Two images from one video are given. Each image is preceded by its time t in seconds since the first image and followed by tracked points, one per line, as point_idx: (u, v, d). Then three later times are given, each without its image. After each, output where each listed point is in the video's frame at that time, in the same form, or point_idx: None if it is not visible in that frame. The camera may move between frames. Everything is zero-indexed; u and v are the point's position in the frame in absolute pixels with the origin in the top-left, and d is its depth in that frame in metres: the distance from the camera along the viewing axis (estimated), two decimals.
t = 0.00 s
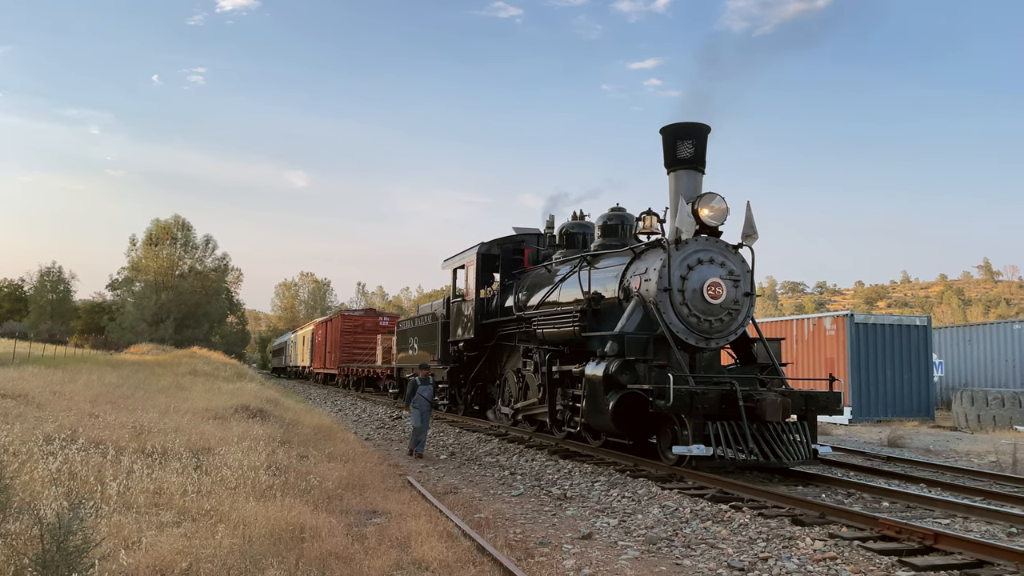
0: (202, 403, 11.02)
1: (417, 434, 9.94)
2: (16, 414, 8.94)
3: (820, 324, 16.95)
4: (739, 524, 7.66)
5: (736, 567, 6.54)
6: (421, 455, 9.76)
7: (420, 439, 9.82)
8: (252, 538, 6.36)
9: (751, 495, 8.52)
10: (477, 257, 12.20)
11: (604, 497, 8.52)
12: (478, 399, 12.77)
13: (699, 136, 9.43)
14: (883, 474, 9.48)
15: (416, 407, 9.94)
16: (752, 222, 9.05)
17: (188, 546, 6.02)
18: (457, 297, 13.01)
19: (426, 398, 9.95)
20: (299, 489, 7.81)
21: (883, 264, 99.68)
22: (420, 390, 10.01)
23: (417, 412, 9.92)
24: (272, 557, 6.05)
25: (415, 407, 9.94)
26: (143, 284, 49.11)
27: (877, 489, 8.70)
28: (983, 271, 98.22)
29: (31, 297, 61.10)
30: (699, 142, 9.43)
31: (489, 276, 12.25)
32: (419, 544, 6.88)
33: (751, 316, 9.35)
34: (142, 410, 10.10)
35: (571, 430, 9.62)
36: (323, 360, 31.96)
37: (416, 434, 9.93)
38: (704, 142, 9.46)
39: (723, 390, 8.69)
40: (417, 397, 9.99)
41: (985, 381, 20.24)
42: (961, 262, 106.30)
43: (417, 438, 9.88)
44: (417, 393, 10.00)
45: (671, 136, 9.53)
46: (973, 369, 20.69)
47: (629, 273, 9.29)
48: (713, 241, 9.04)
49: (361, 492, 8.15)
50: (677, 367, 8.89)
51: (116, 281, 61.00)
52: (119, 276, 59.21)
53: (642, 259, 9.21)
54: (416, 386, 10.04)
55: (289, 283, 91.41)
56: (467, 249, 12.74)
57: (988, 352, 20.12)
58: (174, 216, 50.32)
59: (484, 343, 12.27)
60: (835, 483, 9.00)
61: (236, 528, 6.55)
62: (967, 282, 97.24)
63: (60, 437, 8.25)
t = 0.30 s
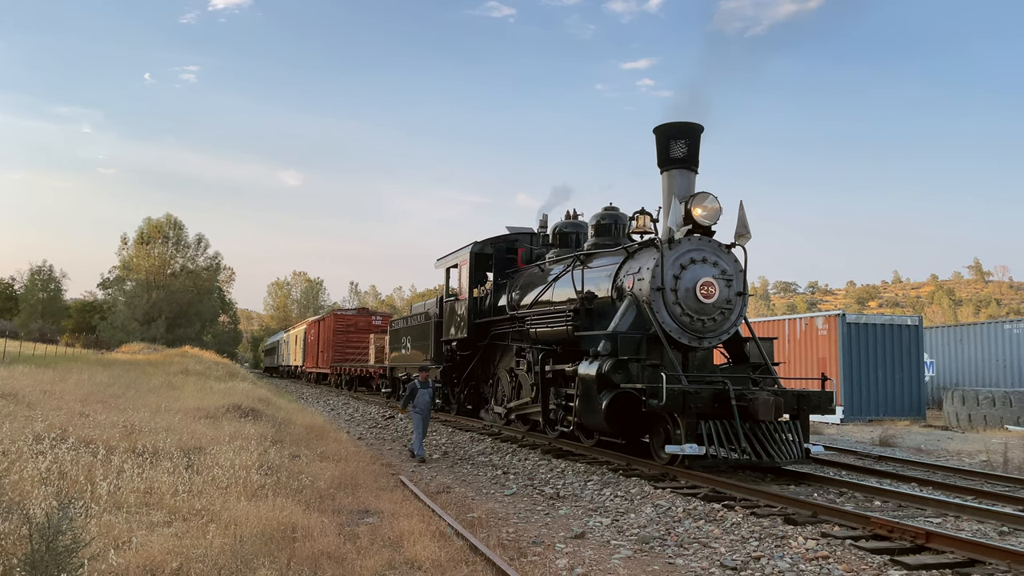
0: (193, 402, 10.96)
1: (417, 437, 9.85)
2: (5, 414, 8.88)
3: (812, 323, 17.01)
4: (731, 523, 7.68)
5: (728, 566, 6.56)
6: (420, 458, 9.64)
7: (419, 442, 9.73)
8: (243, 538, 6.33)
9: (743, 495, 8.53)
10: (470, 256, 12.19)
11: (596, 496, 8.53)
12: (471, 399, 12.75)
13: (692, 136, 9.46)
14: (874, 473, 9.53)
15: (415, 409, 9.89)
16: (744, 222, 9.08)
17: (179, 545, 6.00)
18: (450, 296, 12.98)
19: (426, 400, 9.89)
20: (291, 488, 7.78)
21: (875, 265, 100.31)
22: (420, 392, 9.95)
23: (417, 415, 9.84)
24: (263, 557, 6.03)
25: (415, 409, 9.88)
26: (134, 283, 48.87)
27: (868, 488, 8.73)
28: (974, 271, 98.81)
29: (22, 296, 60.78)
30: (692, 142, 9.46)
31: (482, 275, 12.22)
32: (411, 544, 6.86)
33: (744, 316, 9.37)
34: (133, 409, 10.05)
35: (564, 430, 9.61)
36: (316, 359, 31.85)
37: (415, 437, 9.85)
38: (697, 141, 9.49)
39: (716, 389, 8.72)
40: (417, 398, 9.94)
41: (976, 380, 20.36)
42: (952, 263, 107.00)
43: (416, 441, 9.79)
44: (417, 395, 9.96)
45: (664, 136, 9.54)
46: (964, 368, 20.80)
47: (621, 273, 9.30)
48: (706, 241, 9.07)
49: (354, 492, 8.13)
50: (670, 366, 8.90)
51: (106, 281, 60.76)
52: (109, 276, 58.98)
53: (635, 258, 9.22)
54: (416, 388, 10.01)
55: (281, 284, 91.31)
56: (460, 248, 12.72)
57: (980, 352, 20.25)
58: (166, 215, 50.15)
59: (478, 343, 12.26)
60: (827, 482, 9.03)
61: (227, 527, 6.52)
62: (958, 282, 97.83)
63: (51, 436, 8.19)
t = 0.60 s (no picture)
0: (181, 401, 10.87)
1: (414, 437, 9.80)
2: None
3: (799, 323, 17.15)
4: (721, 521, 7.72)
5: (718, 563, 6.60)
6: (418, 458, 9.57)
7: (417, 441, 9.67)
8: (232, 536, 6.28)
9: (732, 492, 8.58)
10: (460, 255, 12.17)
11: (587, 495, 8.54)
12: (461, 398, 12.73)
13: (682, 135, 9.51)
14: (862, 471, 9.61)
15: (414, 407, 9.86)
16: (734, 222, 9.14)
17: (167, 544, 5.95)
18: (439, 295, 12.95)
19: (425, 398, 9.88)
20: (280, 487, 7.73)
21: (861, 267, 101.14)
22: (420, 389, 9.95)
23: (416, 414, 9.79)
24: (253, 555, 5.99)
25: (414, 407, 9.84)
26: (121, 282, 48.40)
27: (857, 485, 8.81)
28: (957, 273, 99.99)
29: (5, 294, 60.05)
30: (681, 142, 9.51)
31: (472, 274, 12.20)
32: (401, 542, 6.83)
33: (733, 315, 9.43)
34: (120, 408, 9.95)
35: (554, 428, 9.62)
36: (304, 359, 31.67)
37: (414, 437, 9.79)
38: (687, 141, 9.55)
39: (705, 388, 8.77)
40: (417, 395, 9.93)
41: (962, 379, 20.60)
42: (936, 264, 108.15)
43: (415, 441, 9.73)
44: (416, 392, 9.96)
45: (653, 136, 9.60)
46: (949, 367, 21.03)
47: (612, 272, 9.33)
48: (695, 240, 9.12)
49: (344, 491, 8.09)
50: (660, 365, 8.93)
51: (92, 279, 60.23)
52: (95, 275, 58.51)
53: (625, 257, 9.26)
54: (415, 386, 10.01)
55: (268, 284, 90.91)
56: (449, 247, 12.69)
57: (964, 351, 20.48)
58: (153, 214, 49.76)
59: (467, 342, 12.25)
60: (815, 480, 9.09)
61: (216, 526, 6.47)
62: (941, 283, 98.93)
63: (37, 435, 8.10)
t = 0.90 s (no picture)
0: (165, 401, 10.74)
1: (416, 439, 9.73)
2: None
3: (784, 323, 17.29)
4: (707, 519, 7.75)
5: (705, 562, 6.62)
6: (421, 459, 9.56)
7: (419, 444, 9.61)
8: (218, 537, 6.21)
9: (718, 491, 8.61)
10: (446, 254, 12.13)
11: (573, 494, 8.54)
12: (447, 398, 12.68)
13: (669, 136, 9.56)
14: (846, 469, 9.69)
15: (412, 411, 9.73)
16: (720, 221, 9.20)
17: (152, 545, 5.87)
18: (426, 295, 12.91)
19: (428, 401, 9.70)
20: (266, 487, 7.65)
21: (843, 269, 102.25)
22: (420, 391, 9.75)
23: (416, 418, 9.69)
24: (240, 556, 5.92)
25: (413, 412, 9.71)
26: (102, 281, 47.82)
27: (841, 484, 8.88)
28: (937, 275, 101.40)
29: None
30: (668, 142, 9.56)
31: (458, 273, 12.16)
32: (388, 542, 6.78)
33: (719, 314, 9.47)
34: (103, 407, 9.81)
35: (540, 427, 9.61)
36: (289, 359, 31.46)
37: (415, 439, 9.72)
38: (674, 141, 9.60)
39: (691, 387, 8.80)
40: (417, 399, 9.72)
41: (943, 378, 20.86)
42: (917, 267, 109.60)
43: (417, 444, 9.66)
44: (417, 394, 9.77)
45: (640, 136, 9.63)
46: (931, 367, 21.29)
47: (598, 271, 9.35)
48: (681, 240, 9.16)
49: (330, 490, 8.02)
50: (646, 364, 8.95)
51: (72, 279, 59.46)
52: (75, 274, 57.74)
53: (612, 256, 9.28)
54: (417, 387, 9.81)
55: (252, 284, 90.22)
56: (436, 246, 12.65)
57: (946, 351, 20.74)
58: (135, 213, 49.26)
59: (453, 341, 12.21)
60: (800, 478, 9.15)
61: (202, 527, 6.39)
62: (922, 285, 100.23)
63: (19, 435, 7.97)
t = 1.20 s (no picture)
0: (145, 401, 10.64)
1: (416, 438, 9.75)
2: None
3: (766, 323, 17.43)
4: (689, 519, 7.79)
5: (686, 561, 6.67)
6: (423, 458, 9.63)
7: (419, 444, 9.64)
8: (198, 539, 6.17)
9: (700, 491, 8.66)
10: (430, 254, 12.11)
11: (556, 494, 8.56)
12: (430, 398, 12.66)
13: (651, 137, 9.60)
14: (826, 468, 9.79)
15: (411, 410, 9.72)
16: (702, 222, 9.26)
17: (132, 547, 5.83)
18: (409, 295, 12.88)
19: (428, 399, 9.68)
20: (247, 488, 7.61)
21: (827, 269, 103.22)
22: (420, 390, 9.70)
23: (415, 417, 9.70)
24: (220, 558, 5.89)
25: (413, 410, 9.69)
26: (82, 281, 47.28)
27: (821, 483, 8.96)
28: (919, 275, 102.61)
29: None
30: (651, 143, 9.61)
31: (442, 273, 12.15)
32: (370, 543, 6.77)
33: (701, 315, 9.53)
34: (82, 409, 9.70)
35: (523, 428, 9.63)
36: (272, 359, 31.26)
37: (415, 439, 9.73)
38: (656, 142, 9.64)
39: (673, 387, 8.85)
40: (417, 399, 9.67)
41: (922, 378, 21.12)
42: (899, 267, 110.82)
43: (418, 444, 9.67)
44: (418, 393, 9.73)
45: (624, 137, 9.66)
46: (910, 367, 21.55)
47: (582, 272, 9.37)
48: (664, 241, 9.20)
49: (312, 491, 7.99)
50: (629, 364, 8.99)
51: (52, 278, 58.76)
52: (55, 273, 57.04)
53: (595, 257, 9.30)
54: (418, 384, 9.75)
55: (234, 284, 90.06)
56: (420, 246, 12.63)
57: (925, 351, 21.00)
58: (116, 211, 48.80)
59: (437, 342, 12.20)
60: (781, 478, 9.23)
61: (182, 529, 6.35)
62: (904, 285, 101.37)
63: None
